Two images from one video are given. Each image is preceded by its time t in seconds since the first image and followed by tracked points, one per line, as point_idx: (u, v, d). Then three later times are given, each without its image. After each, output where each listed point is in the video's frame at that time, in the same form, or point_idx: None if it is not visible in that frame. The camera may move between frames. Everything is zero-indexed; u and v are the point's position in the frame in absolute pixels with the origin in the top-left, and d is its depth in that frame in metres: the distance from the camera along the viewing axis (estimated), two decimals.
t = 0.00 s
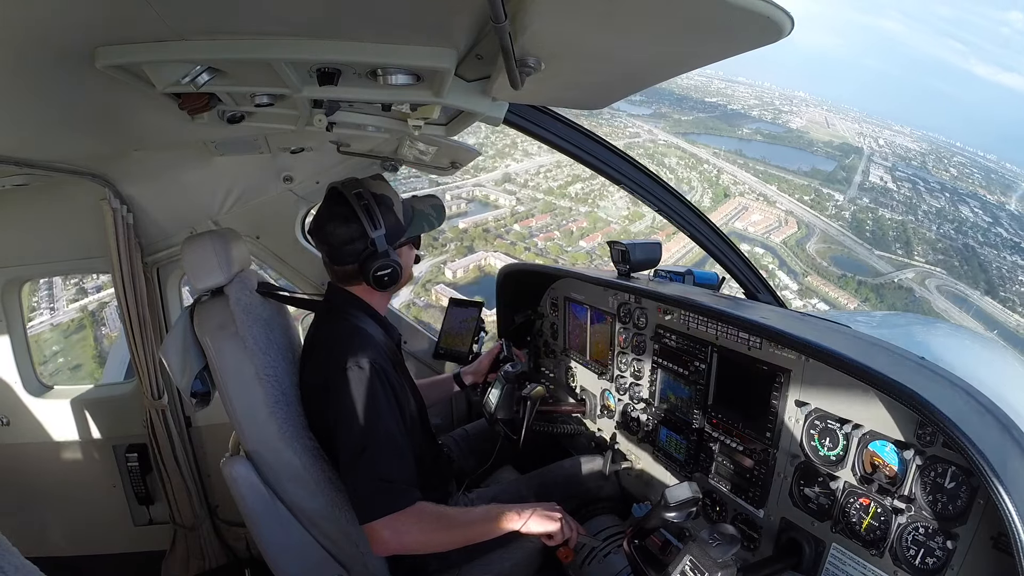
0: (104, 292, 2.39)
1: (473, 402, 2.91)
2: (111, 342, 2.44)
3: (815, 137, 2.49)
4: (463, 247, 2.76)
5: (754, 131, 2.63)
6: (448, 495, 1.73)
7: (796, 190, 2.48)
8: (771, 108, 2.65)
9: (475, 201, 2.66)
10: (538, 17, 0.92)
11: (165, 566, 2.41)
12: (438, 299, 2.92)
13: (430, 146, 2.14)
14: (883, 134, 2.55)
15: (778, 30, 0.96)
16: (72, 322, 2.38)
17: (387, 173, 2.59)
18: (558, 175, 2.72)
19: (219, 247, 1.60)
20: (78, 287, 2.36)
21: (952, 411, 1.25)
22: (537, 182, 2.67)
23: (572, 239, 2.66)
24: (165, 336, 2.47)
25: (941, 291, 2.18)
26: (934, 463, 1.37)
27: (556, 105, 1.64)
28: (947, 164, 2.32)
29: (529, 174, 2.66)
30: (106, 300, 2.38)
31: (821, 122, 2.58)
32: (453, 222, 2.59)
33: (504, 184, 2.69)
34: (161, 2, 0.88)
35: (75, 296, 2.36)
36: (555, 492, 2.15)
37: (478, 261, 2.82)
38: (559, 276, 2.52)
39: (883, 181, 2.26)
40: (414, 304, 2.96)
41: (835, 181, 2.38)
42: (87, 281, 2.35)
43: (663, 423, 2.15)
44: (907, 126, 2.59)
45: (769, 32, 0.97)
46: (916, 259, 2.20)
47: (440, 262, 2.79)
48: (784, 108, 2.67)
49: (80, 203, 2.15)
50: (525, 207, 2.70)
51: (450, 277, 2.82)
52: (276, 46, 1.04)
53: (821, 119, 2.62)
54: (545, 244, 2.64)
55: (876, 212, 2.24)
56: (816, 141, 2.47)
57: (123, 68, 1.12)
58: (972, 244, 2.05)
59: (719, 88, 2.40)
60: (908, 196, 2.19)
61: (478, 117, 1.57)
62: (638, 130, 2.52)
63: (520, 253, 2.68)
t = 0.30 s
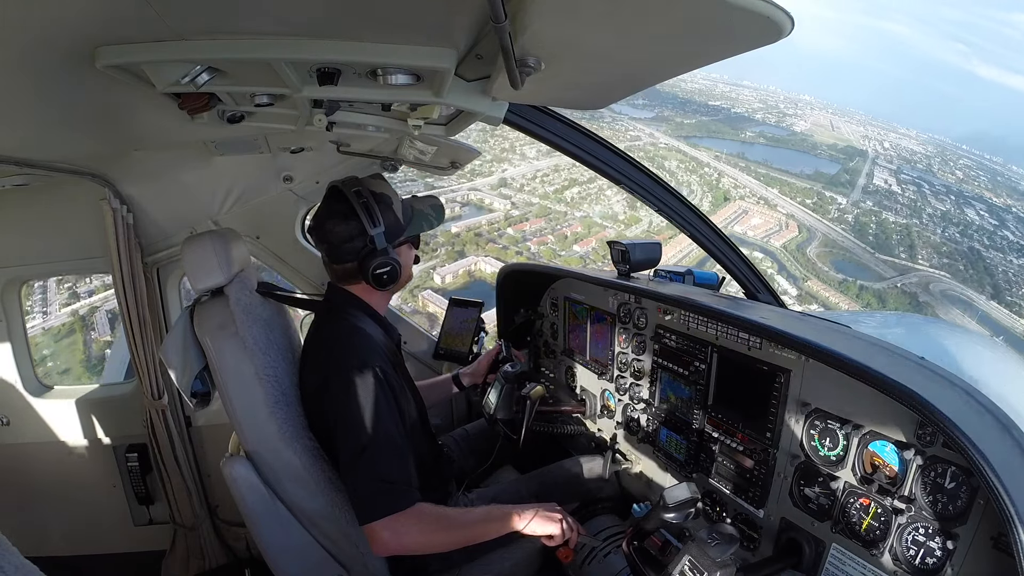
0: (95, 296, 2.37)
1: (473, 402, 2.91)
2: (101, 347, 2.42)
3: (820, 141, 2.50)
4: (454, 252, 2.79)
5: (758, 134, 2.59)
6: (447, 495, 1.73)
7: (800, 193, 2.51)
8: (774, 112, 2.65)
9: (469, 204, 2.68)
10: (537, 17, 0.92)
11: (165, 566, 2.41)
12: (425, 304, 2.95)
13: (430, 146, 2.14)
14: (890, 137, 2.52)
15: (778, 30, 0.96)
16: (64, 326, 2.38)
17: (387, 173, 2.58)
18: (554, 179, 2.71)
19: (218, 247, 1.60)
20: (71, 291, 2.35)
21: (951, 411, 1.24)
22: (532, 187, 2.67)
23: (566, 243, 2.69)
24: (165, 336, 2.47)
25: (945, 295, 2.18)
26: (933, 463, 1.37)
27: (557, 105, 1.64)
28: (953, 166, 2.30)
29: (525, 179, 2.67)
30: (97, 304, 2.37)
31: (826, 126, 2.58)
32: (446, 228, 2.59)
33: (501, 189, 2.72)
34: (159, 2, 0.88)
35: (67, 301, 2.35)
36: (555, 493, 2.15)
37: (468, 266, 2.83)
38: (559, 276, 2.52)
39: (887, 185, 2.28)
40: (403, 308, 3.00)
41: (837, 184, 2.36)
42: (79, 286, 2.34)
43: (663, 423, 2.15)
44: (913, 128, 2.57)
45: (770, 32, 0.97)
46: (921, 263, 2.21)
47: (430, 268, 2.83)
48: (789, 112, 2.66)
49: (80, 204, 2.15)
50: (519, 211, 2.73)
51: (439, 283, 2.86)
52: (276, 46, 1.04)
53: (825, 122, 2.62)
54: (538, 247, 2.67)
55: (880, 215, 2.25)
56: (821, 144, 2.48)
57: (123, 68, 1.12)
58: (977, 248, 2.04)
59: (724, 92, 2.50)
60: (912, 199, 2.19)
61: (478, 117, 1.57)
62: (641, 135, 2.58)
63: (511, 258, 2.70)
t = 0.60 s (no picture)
0: (87, 294, 2.37)
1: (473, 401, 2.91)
2: (91, 346, 2.42)
3: (825, 141, 2.54)
4: (444, 252, 2.77)
5: (763, 134, 2.62)
6: (447, 495, 1.73)
7: (802, 195, 2.52)
8: (780, 113, 2.69)
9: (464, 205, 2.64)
10: (538, 17, 0.92)
11: (165, 566, 2.41)
12: (411, 304, 2.96)
13: (430, 146, 2.14)
14: (897, 137, 2.54)
15: (779, 30, 0.96)
16: (54, 325, 2.38)
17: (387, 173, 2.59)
18: (552, 179, 2.68)
19: (218, 247, 1.60)
20: (63, 290, 2.35)
21: (951, 412, 1.24)
22: (529, 187, 2.64)
23: (560, 244, 2.64)
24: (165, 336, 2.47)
25: (950, 299, 2.15)
26: (933, 463, 1.37)
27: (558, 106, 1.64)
28: (959, 168, 2.32)
29: (522, 179, 2.63)
30: (88, 303, 2.37)
31: (833, 126, 2.62)
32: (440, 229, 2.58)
33: (497, 188, 2.69)
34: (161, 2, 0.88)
35: (58, 299, 2.35)
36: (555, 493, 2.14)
37: (458, 266, 2.81)
38: (559, 276, 2.52)
39: (891, 186, 2.27)
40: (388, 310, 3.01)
41: (843, 185, 2.37)
42: (71, 284, 2.34)
43: (663, 423, 2.15)
44: (921, 130, 2.59)
45: (771, 32, 0.97)
46: (925, 265, 2.17)
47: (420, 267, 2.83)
48: (795, 113, 2.71)
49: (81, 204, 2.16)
50: (514, 211, 2.69)
51: (427, 283, 2.87)
52: (276, 46, 1.04)
53: (833, 123, 2.66)
54: (531, 248, 2.66)
55: (884, 217, 2.24)
56: (826, 144, 2.52)
57: (123, 68, 1.12)
58: (983, 251, 2.01)
59: (730, 93, 2.63)
60: (918, 201, 2.18)
61: (478, 117, 1.57)
62: (643, 134, 2.58)
63: (502, 259, 2.74)
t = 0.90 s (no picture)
0: (78, 291, 2.37)
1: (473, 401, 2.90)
2: (78, 342, 2.41)
3: (830, 143, 2.50)
4: (433, 250, 2.75)
5: (767, 135, 2.58)
6: (447, 495, 1.73)
7: (805, 195, 2.51)
8: (786, 114, 2.65)
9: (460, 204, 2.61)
10: (538, 17, 0.92)
11: (165, 566, 2.42)
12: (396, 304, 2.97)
13: (430, 146, 2.14)
14: (903, 141, 2.51)
15: (779, 30, 0.96)
16: (45, 321, 2.37)
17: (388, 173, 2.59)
18: (550, 177, 2.67)
19: (218, 247, 1.60)
20: (55, 286, 2.35)
21: (951, 412, 1.25)
22: (526, 186, 2.64)
23: (552, 243, 2.65)
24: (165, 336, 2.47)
25: (954, 305, 2.17)
26: (933, 463, 1.37)
27: (558, 106, 1.65)
28: (967, 171, 2.31)
29: (519, 177, 2.63)
30: (78, 299, 2.37)
31: (839, 128, 2.59)
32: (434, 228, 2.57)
33: (493, 186, 2.70)
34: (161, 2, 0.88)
35: (50, 295, 2.35)
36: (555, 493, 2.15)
37: (447, 265, 2.80)
38: (558, 276, 2.51)
39: (896, 188, 2.26)
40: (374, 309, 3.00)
41: (849, 186, 2.36)
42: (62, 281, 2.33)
43: (664, 423, 2.15)
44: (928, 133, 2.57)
45: (771, 32, 0.97)
46: (930, 268, 2.19)
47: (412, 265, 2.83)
48: (801, 114, 2.65)
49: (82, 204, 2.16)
50: (507, 210, 2.70)
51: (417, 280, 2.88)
52: (276, 46, 1.03)
53: (839, 125, 2.63)
54: (522, 248, 2.65)
55: (887, 219, 2.24)
56: (831, 146, 2.49)
57: (123, 68, 1.12)
58: (989, 254, 2.01)
59: (736, 93, 2.61)
60: (924, 204, 2.19)
61: (478, 117, 1.57)
62: (645, 134, 2.56)
63: (493, 258, 2.76)
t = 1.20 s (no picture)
0: (70, 288, 2.35)
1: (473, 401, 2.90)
2: (66, 340, 2.41)
3: (835, 146, 2.50)
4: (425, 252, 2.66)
5: (770, 138, 2.59)
6: (447, 495, 1.73)
7: (807, 199, 2.51)
8: (791, 116, 2.63)
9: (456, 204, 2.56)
10: (538, 17, 0.92)
11: (165, 566, 2.42)
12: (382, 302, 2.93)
13: (430, 146, 2.14)
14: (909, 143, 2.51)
15: (779, 29, 0.96)
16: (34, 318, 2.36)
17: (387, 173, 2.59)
18: (547, 178, 2.70)
19: (219, 247, 1.60)
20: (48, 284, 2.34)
21: (951, 412, 1.25)
22: (522, 187, 2.69)
23: (546, 245, 2.68)
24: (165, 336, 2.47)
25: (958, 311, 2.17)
26: (933, 463, 1.36)
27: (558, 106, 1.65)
28: (973, 176, 2.29)
29: (516, 178, 2.67)
30: (68, 297, 2.36)
31: (844, 131, 2.60)
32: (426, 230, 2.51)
33: (489, 187, 2.74)
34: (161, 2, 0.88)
35: (42, 292, 2.34)
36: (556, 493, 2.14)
37: (436, 266, 2.83)
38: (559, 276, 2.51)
39: (901, 192, 2.26)
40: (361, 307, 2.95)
41: (852, 191, 2.36)
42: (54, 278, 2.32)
43: (664, 423, 2.15)
44: (934, 137, 2.53)
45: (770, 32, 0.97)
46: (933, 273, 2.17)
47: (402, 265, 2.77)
48: (806, 117, 2.66)
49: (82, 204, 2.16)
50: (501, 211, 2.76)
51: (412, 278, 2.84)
52: (276, 46, 1.04)
53: (844, 129, 2.64)
54: (514, 248, 2.67)
55: (891, 224, 2.23)
56: (836, 150, 2.48)
57: (123, 68, 1.12)
58: (994, 260, 2.05)
59: (741, 96, 2.65)
60: (929, 208, 2.18)
61: (478, 117, 1.57)
62: (647, 135, 2.59)
63: (482, 259, 2.81)
